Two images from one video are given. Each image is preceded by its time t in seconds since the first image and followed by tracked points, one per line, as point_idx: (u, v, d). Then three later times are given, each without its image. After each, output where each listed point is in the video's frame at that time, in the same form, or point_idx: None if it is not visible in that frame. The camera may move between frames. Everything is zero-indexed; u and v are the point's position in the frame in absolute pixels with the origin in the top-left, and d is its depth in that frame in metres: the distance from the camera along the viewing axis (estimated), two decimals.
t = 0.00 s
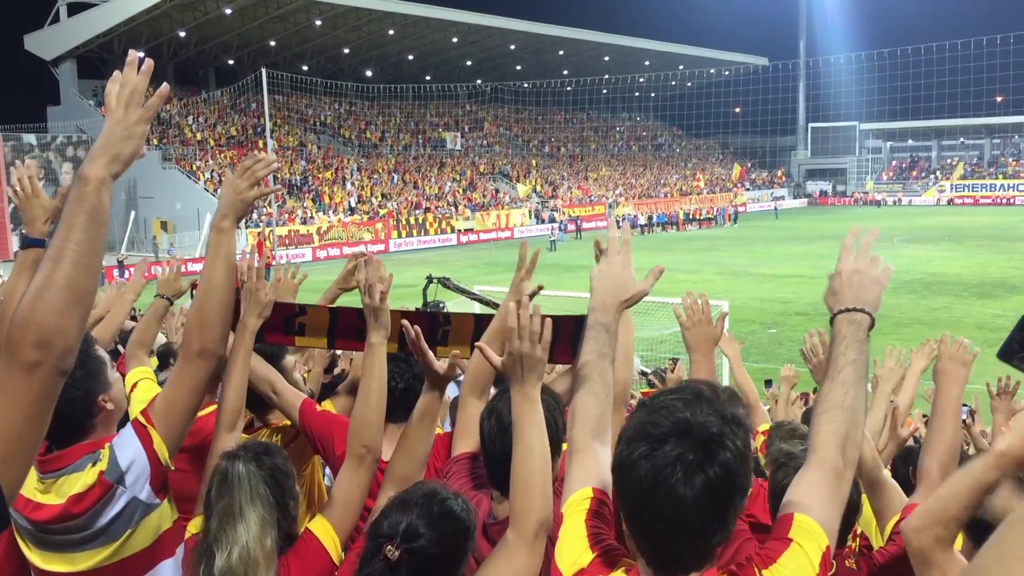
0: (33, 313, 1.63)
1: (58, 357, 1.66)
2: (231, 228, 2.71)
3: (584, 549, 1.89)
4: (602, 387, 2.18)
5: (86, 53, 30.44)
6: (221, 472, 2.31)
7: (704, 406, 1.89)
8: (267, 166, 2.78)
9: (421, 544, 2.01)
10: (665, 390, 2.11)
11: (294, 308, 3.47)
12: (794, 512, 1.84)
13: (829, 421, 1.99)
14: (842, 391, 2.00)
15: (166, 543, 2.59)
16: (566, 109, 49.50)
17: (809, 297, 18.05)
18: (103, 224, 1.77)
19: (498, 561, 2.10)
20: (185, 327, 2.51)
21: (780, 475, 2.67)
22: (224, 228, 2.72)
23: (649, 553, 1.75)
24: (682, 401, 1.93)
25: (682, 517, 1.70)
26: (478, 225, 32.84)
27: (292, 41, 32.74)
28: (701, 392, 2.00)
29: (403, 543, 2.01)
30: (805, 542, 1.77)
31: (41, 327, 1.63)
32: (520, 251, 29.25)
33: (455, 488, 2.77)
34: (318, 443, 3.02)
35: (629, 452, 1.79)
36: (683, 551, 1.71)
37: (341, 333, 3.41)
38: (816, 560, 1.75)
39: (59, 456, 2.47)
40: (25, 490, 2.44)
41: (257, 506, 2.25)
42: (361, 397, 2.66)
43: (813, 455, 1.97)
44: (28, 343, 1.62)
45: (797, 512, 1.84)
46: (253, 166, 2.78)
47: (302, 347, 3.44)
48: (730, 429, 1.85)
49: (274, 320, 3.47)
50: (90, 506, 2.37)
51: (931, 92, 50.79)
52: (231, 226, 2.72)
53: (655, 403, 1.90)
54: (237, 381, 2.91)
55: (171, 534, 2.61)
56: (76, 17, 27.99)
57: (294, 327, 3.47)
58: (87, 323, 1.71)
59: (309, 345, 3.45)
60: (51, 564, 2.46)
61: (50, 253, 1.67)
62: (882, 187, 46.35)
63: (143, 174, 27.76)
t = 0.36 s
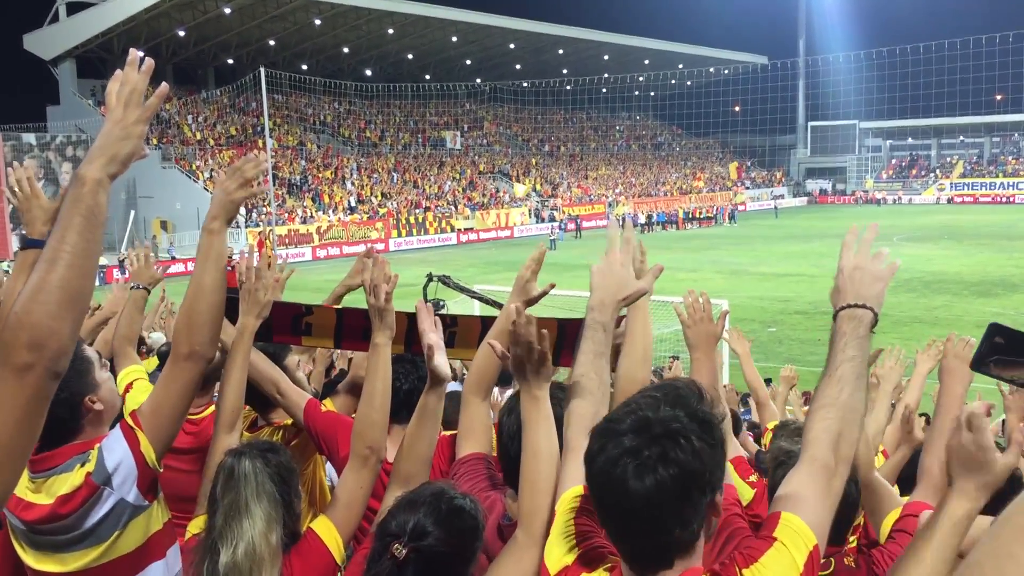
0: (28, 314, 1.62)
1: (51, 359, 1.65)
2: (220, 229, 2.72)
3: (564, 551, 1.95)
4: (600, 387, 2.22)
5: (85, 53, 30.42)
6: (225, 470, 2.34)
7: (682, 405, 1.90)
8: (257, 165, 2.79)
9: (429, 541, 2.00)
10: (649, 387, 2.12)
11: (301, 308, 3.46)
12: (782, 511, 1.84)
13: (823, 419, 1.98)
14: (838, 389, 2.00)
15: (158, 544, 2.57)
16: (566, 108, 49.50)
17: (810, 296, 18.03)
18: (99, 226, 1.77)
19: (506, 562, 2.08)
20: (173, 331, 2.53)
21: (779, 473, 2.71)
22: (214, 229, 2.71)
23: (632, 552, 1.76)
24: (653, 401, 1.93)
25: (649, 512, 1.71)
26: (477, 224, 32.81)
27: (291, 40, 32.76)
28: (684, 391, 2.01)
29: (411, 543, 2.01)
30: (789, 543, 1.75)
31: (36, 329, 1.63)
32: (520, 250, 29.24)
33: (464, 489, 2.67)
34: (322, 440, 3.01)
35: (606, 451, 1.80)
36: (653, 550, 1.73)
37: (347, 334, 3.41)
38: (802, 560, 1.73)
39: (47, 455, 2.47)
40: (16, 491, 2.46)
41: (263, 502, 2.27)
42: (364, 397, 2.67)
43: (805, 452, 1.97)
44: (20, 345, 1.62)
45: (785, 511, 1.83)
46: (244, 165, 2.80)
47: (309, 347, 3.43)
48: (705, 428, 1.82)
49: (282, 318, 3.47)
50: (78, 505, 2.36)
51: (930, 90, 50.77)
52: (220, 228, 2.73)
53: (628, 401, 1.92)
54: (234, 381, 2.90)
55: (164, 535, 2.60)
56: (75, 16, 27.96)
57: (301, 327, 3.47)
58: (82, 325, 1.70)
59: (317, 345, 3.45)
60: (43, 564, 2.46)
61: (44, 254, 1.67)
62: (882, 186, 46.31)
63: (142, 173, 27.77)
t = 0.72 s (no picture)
0: (34, 308, 1.63)
1: (58, 352, 1.66)
2: (224, 228, 2.71)
3: (565, 545, 1.96)
4: (609, 383, 2.21)
5: (87, 49, 30.42)
6: (238, 463, 2.37)
7: (684, 401, 1.90)
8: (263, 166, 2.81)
9: (444, 530, 2.01)
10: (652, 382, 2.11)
11: (310, 303, 3.48)
12: (784, 508, 1.83)
13: (832, 420, 1.97)
14: (847, 389, 1.99)
15: (153, 542, 2.59)
16: (568, 104, 49.41)
17: (812, 292, 18.02)
18: (107, 219, 1.77)
19: (515, 558, 2.09)
20: (175, 328, 2.53)
21: (784, 469, 2.70)
22: (219, 228, 2.71)
23: (632, 547, 1.75)
24: (653, 395, 1.92)
25: (647, 508, 1.70)
26: (480, 220, 32.75)
27: (294, 36, 32.75)
28: (683, 385, 2.01)
29: (427, 531, 2.02)
30: (791, 540, 1.73)
31: (42, 323, 1.63)
32: (522, 246, 29.22)
33: (487, 486, 2.58)
34: (332, 435, 3.01)
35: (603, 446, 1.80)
36: (654, 545, 1.72)
37: (356, 329, 3.39)
38: (802, 559, 1.70)
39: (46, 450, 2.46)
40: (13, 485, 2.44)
41: (274, 494, 2.31)
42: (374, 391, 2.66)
43: (812, 451, 1.95)
44: (26, 338, 1.62)
45: (789, 508, 1.82)
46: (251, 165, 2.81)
47: (318, 342, 3.44)
48: (700, 422, 1.82)
49: (292, 314, 3.48)
50: (75, 501, 2.37)
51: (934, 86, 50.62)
52: (225, 226, 2.73)
53: (625, 394, 1.93)
54: (241, 375, 2.90)
55: (159, 532, 2.62)
56: (78, 12, 27.96)
57: (310, 323, 3.48)
58: (88, 319, 1.71)
59: (325, 340, 3.44)
60: (38, 559, 2.46)
61: (52, 248, 1.68)
62: (885, 182, 46.18)
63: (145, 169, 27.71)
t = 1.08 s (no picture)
0: (39, 305, 1.62)
1: (63, 350, 1.64)
2: (228, 228, 2.72)
3: (573, 541, 1.93)
4: (608, 381, 2.19)
5: (89, 46, 30.42)
6: (251, 457, 2.37)
7: (694, 398, 1.88)
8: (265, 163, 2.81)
9: (451, 526, 2.01)
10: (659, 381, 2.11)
11: (315, 302, 3.48)
12: (792, 506, 1.80)
13: (837, 418, 1.96)
14: (851, 388, 1.97)
15: (154, 540, 2.59)
16: (570, 102, 49.38)
17: (814, 290, 18.01)
18: (111, 218, 1.77)
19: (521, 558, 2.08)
20: (178, 326, 2.53)
21: (790, 468, 2.67)
22: (222, 228, 2.71)
23: (643, 548, 1.73)
24: (661, 392, 1.89)
25: (668, 511, 1.69)
26: (481, 218, 32.71)
27: (295, 34, 32.76)
28: (691, 383, 2.00)
29: (434, 528, 2.01)
30: (799, 538, 1.71)
31: (47, 321, 1.62)
32: (524, 244, 29.24)
33: (501, 488, 2.52)
34: (338, 432, 3.01)
35: (612, 448, 1.77)
36: (668, 544, 1.71)
37: (360, 328, 3.37)
38: (811, 556, 1.69)
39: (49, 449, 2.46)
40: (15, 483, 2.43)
41: (290, 487, 2.32)
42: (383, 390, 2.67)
43: (819, 451, 1.93)
44: (32, 336, 1.61)
45: (795, 506, 1.80)
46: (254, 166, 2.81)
47: (322, 340, 3.44)
48: (713, 418, 1.81)
49: (297, 312, 3.49)
50: (78, 499, 2.36)
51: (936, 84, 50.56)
52: (229, 225, 2.73)
53: (635, 393, 1.92)
54: (243, 373, 2.90)
55: (160, 530, 2.62)
56: (80, 10, 27.98)
57: (315, 322, 3.48)
58: (93, 316, 1.70)
59: (329, 338, 3.44)
60: (39, 559, 2.44)
61: (56, 245, 1.67)
62: (887, 181, 46.09)
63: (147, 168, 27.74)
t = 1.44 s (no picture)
0: (47, 306, 1.62)
1: (70, 351, 1.64)
2: (230, 231, 2.71)
3: (594, 549, 1.90)
4: (619, 386, 2.18)
5: (94, 48, 30.48)
6: (251, 456, 2.38)
7: (709, 402, 1.88)
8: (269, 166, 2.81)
9: (449, 528, 2.00)
10: (673, 387, 2.10)
11: (317, 303, 3.48)
12: (810, 513, 1.81)
13: (851, 420, 1.94)
14: (862, 392, 1.95)
15: (155, 540, 2.59)
16: (573, 105, 49.39)
17: (817, 293, 17.98)
18: (118, 220, 1.77)
19: (518, 560, 2.08)
20: (180, 328, 2.54)
21: (792, 472, 2.66)
22: (224, 230, 2.71)
23: (661, 556, 1.73)
24: (685, 400, 1.90)
25: (693, 520, 1.68)
26: (485, 221, 32.67)
27: (300, 36, 32.80)
28: (709, 389, 1.99)
29: (432, 531, 2.00)
30: (821, 544, 1.74)
31: (55, 322, 1.62)
32: (528, 247, 29.23)
33: (514, 491, 2.45)
34: (338, 432, 3.00)
35: (636, 455, 1.77)
36: (688, 548, 1.69)
37: (361, 329, 3.36)
38: (833, 563, 1.72)
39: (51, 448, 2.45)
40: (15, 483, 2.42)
41: (289, 486, 2.32)
42: (382, 389, 2.67)
43: (834, 459, 1.92)
44: (40, 337, 1.60)
45: (814, 514, 1.81)
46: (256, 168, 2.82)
47: (323, 342, 3.44)
48: (737, 425, 1.82)
49: (299, 313, 3.50)
50: (80, 501, 2.36)
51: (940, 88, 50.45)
52: (231, 228, 2.73)
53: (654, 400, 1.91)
54: (243, 373, 2.91)
55: (161, 531, 2.63)
56: (85, 12, 28.05)
57: (317, 323, 3.48)
58: (100, 319, 1.70)
59: (332, 340, 3.44)
60: (39, 559, 2.43)
61: (63, 247, 1.68)
62: (891, 184, 46.03)
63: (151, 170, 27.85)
